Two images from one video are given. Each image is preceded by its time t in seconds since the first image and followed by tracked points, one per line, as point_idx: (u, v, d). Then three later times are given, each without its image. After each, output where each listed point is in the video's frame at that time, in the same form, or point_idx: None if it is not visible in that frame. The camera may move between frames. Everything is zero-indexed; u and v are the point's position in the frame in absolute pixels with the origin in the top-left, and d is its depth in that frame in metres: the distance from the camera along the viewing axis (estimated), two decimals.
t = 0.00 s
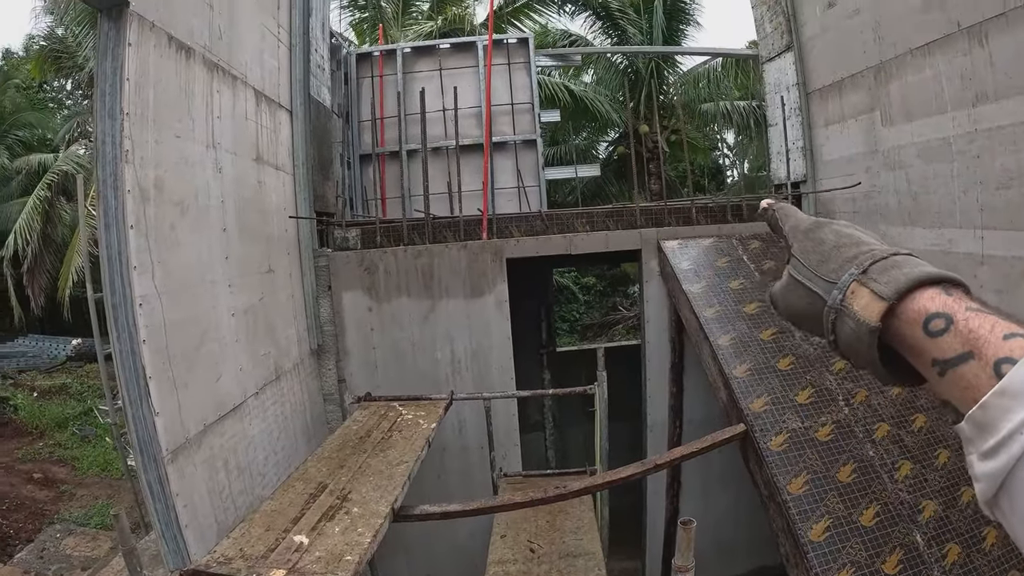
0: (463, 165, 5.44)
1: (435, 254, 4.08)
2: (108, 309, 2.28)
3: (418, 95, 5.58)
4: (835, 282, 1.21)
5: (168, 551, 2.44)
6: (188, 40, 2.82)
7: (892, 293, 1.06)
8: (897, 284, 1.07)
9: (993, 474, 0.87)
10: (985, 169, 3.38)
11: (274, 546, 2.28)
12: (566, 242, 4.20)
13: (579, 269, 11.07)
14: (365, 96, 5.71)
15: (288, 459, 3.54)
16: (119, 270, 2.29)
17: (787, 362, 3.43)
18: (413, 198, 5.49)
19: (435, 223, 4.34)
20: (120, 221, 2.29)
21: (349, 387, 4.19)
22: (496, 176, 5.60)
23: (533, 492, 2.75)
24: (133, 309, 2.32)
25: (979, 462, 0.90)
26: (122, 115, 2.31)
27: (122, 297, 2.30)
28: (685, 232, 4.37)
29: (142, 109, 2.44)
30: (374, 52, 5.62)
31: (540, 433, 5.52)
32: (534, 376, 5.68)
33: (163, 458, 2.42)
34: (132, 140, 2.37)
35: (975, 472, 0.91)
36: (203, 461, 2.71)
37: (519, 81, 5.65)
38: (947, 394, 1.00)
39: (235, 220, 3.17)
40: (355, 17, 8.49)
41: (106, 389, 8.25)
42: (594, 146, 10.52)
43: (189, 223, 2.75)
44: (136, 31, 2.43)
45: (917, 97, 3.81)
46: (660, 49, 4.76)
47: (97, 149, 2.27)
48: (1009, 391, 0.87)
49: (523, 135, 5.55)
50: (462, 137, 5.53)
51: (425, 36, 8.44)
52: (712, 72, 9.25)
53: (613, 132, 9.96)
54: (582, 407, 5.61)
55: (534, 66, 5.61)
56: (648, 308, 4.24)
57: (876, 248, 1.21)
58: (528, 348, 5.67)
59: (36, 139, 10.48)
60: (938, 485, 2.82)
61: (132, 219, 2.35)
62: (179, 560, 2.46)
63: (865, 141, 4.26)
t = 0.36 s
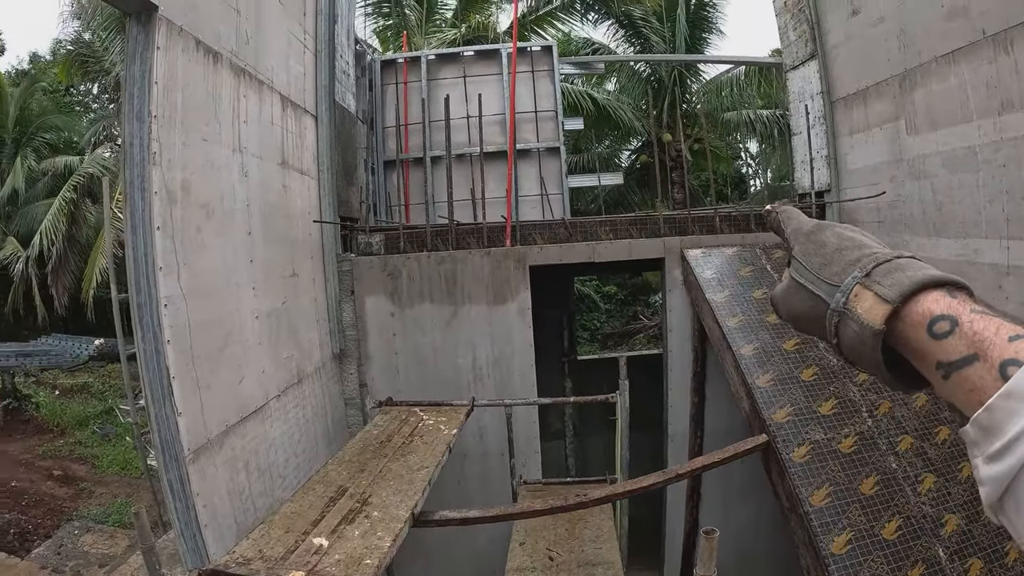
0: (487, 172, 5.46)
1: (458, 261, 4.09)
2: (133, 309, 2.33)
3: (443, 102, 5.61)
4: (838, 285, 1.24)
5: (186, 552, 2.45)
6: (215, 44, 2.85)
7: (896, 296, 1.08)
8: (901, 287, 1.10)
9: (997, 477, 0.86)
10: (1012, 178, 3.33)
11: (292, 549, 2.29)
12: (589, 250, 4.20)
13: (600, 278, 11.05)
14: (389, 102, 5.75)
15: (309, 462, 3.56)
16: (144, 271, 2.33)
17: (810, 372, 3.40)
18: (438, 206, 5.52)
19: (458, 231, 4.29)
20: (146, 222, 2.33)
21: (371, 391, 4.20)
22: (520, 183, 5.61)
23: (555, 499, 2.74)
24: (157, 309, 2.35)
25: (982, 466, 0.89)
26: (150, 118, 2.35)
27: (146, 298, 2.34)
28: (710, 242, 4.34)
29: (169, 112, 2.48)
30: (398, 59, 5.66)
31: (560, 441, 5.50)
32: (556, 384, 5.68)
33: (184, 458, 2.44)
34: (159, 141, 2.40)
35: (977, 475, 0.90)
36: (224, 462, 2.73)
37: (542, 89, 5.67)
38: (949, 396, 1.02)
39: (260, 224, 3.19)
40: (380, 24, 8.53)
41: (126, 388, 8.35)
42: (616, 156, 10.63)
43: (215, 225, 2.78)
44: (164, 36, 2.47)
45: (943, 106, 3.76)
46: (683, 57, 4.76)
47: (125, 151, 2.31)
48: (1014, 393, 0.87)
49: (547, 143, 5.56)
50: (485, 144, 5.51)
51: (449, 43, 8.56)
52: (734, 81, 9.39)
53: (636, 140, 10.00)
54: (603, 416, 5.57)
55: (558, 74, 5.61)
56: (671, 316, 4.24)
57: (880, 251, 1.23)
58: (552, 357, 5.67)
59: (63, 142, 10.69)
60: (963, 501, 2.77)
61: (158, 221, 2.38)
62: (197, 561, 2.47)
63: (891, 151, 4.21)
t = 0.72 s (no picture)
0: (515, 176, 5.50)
1: (487, 265, 4.10)
2: (170, 308, 2.39)
3: (472, 107, 5.67)
4: (753, 252, 1.12)
5: (217, 549, 2.49)
6: (251, 47, 2.89)
7: (819, 268, 0.97)
8: (822, 257, 0.99)
9: (928, 449, 0.78)
10: None
11: (324, 548, 2.29)
12: (619, 256, 4.18)
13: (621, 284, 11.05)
14: (417, 106, 5.79)
15: (337, 463, 3.60)
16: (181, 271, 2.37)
17: (838, 381, 3.38)
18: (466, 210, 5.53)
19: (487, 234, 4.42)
20: (184, 222, 2.37)
21: (398, 394, 4.23)
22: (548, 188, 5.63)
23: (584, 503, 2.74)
24: (194, 309, 2.39)
25: (912, 439, 0.80)
26: (189, 119, 2.39)
27: (184, 298, 2.40)
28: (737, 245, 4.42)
29: (207, 113, 2.52)
30: (426, 64, 5.69)
31: (585, 446, 5.51)
32: (582, 390, 5.68)
33: (217, 456, 2.46)
34: (197, 142, 2.44)
35: (909, 447, 0.82)
36: (256, 461, 2.76)
37: (570, 94, 5.71)
38: (874, 368, 0.91)
39: (293, 225, 3.23)
40: (404, 29, 8.55)
41: (148, 387, 8.45)
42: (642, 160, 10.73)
43: (250, 227, 2.82)
44: (203, 38, 2.51)
45: (972, 112, 3.73)
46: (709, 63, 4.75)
47: (164, 151, 2.36)
48: (947, 361, 0.78)
49: (574, 148, 5.58)
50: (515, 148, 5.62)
51: (475, 48, 8.65)
52: (759, 86, 9.46)
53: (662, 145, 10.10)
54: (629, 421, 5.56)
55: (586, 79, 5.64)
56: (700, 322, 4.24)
57: (795, 214, 1.11)
58: (578, 361, 5.68)
59: (88, 143, 11.03)
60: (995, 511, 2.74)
61: (196, 221, 2.41)
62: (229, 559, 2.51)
63: (919, 157, 4.18)
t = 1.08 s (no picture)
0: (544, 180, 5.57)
1: (516, 268, 4.14)
2: (203, 307, 2.42)
3: (501, 111, 5.72)
4: (669, 272, 1.12)
5: (246, 548, 2.51)
6: (285, 49, 2.93)
7: (733, 281, 0.97)
8: (737, 271, 0.98)
9: (849, 469, 0.77)
10: None
11: (354, 549, 2.30)
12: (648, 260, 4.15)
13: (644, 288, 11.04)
14: (446, 110, 5.87)
15: (365, 465, 3.63)
16: (217, 271, 2.41)
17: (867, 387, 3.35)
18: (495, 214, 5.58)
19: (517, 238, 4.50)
20: (218, 222, 2.40)
21: (427, 396, 4.26)
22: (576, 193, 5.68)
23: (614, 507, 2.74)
24: (228, 308, 2.41)
25: (833, 460, 0.79)
26: (224, 119, 2.41)
27: (218, 296, 2.42)
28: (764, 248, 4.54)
29: (242, 114, 2.54)
30: (455, 67, 5.76)
31: (611, 450, 5.54)
32: (609, 395, 5.72)
33: (247, 455, 2.48)
34: (232, 142, 2.46)
35: (830, 467, 0.81)
36: (286, 460, 2.79)
37: (598, 98, 5.74)
38: (794, 386, 0.91)
39: (325, 226, 3.27)
40: (430, 32, 8.64)
41: (172, 386, 8.55)
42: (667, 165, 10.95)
43: (284, 227, 2.86)
44: (238, 39, 2.53)
45: (1002, 118, 3.68)
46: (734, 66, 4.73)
47: (199, 152, 2.40)
48: (864, 381, 0.77)
49: (603, 152, 5.62)
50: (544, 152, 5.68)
51: (501, 52, 8.73)
52: (786, 92, 9.40)
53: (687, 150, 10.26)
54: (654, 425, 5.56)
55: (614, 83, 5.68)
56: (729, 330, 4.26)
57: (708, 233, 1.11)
58: (605, 365, 5.72)
59: (116, 144, 11.25)
60: None
61: (231, 222, 2.44)
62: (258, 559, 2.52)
63: (950, 163, 4.13)
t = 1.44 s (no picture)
0: (551, 183, 5.58)
1: (523, 270, 4.15)
2: (210, 308, 2.41)
3: (509, 113, 5.74)
4: (672, 274, 1.10)
5: (250, 551, 2.49)
6: (294, 51, 2.93)
7: (734, 295, 0.95)
8: (739, 283, 0.96)
9: (848, 483, 0.74)
10: None
11: (360, 552, 2.28)
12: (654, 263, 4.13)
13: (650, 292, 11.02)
14: (453, 112, 5.89)
15: (370, 467, 3.63)
16: (223, 272, 2.41)
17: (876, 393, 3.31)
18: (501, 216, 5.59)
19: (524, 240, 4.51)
20: (226, 222, 2.41)
21: (433, 399, 4.27)
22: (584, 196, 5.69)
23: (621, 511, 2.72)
24: (234, 309, 2.41)
25: (830, 471, 0.77)
26: (232, 120, 2.42)
27: (223, 297, 2.42)
28: (770, 252, 4.54)
29: (250, 115, 2.54)
30: (462, 70, 5.78)
31: (616, 454, 5.54)
32: (615, 398, 5.72)
33: (252, 456, 2.48)
34: (240, 143, 2.46)
35: (829, 478, 0.78)
36: (292, 462, 2.79)
37: (606, 101, 5.75)
38: (794, 395, 0.88)
39: (333, 228, 3.28)
40: (437, 35, 8.71)
41: (178, 386, 8.58)
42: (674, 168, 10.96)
43: (291, 228, 2.86)
44: (247, 40, 2.54)
45: (1010, 121, 3.66)
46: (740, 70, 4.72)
47: (207, 153, 2.41)
48: (865, 393, 0.73)
49: (610, 155, 5.63)
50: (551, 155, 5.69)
51: (508, 54, 8.75)
52: (793, 95, 9.21)
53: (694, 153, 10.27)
54: (660, 429, 5.55)
55: (621, 86, 5.68)
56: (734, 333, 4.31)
57: (714, 235, 1.09)
58: (611, 368, 5.73)
59: (123, 145, 11.29)
60: None
61: (239, 222, 2.44)
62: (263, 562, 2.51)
63: (958, 167, 4.12)
